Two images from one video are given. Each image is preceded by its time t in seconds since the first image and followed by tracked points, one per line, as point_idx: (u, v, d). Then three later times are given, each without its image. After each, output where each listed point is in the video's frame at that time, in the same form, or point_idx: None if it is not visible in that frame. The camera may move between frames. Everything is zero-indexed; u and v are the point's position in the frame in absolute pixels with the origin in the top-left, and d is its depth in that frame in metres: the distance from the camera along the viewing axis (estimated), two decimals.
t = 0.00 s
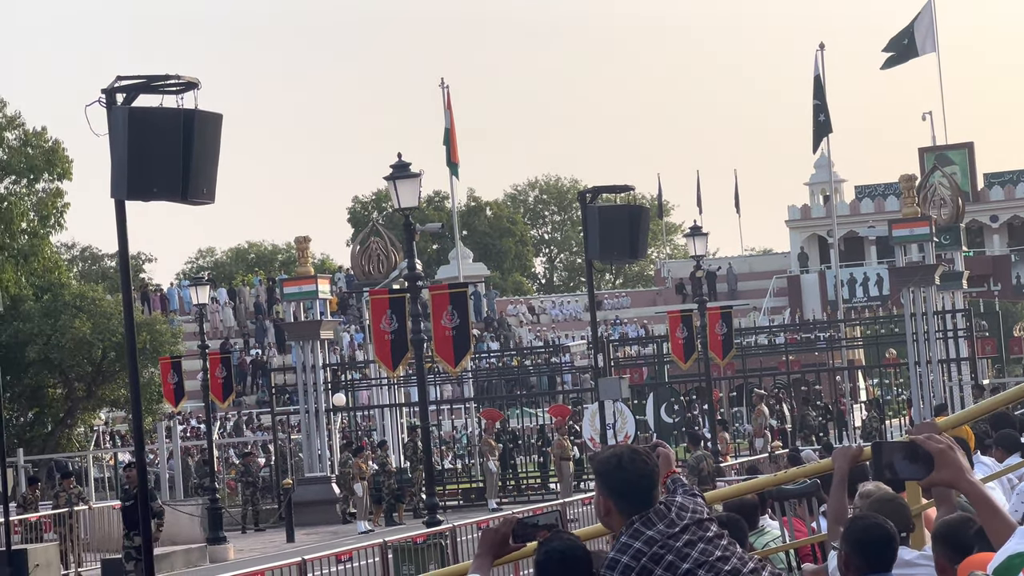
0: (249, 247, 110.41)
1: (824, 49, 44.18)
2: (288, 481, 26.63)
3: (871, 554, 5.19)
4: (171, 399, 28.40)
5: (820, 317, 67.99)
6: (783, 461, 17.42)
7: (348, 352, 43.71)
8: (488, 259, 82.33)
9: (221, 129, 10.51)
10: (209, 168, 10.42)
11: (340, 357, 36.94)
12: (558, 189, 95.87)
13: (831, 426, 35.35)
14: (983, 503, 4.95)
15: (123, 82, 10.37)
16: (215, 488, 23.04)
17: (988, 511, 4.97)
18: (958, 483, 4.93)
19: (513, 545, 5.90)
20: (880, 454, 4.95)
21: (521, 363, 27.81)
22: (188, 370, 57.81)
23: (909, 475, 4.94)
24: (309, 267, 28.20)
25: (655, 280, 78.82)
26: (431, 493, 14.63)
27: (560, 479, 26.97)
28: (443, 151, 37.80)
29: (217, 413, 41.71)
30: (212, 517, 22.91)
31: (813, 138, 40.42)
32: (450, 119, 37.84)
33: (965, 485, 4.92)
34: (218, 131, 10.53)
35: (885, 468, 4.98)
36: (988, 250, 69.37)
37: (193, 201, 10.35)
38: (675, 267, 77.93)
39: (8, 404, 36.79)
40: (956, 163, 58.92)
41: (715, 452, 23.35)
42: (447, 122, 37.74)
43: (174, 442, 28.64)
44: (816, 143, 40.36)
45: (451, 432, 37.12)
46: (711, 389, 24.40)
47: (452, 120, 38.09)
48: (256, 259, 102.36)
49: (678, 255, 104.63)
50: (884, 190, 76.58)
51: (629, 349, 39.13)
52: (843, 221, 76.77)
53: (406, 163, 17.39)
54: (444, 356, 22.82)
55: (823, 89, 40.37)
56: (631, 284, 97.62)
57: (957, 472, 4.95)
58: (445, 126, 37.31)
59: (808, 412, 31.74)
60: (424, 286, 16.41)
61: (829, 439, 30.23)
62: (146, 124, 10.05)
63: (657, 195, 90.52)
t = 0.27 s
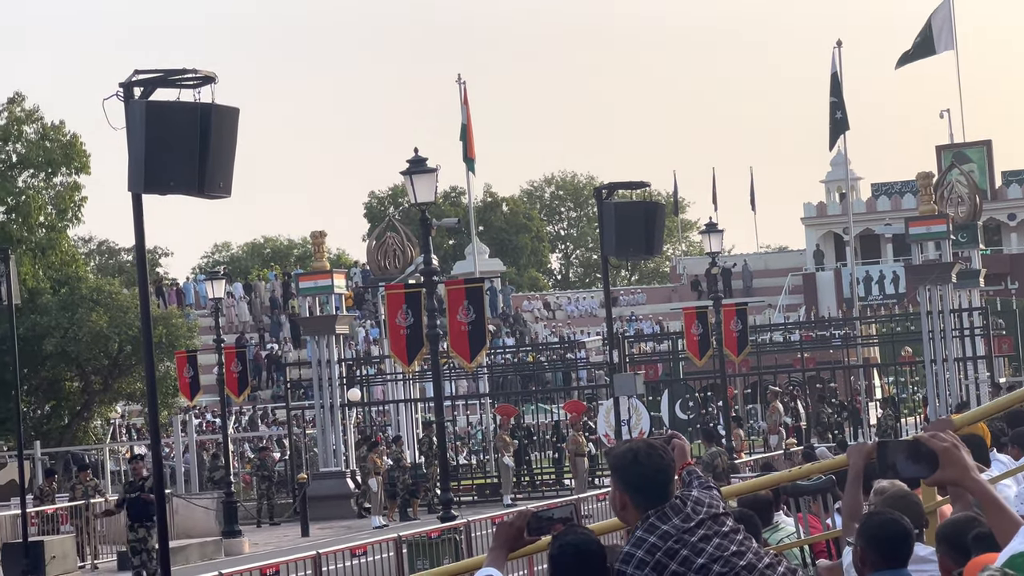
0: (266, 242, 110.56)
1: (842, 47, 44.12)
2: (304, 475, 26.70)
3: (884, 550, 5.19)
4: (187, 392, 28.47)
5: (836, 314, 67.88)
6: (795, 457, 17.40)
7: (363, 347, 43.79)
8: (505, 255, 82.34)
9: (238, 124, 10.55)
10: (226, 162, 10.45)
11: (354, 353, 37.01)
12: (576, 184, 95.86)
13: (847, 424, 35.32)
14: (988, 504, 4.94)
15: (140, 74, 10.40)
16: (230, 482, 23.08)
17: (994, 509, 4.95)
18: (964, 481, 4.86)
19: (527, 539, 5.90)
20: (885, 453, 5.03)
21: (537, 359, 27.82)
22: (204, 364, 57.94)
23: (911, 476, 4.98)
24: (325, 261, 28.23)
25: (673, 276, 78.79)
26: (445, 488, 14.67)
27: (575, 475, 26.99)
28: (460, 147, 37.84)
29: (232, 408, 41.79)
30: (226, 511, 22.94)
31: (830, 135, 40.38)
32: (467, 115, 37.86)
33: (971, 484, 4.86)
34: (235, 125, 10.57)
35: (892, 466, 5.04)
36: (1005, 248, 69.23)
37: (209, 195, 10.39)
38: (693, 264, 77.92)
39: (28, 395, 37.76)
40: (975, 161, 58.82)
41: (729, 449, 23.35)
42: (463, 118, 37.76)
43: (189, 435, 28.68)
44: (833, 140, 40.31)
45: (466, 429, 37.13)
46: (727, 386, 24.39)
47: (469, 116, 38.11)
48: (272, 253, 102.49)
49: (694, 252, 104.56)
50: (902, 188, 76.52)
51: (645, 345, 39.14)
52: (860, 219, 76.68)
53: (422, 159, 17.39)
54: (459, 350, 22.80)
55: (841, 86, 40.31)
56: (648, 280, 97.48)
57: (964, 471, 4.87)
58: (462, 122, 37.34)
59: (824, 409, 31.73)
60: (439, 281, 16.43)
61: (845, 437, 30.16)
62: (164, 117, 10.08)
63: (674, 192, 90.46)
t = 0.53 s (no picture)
0: (286, 233, 110.77)
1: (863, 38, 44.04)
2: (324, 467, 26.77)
3: (904, 541, 5.20)
4: (207, 383, 28.54)
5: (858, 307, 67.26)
6: (816, 450, 17.35)
7: (384, 338, 43.83)
8: (525, 247, 82.39)
9: (258, 114, 10.71)
10: (246, 153, 10.59)
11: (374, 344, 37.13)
12: (596, 176, 95.82)
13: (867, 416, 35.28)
14: (1001, 490, 5.01)
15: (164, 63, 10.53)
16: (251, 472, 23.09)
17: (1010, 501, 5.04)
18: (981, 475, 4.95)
19: (547, 530, 5.89)
20: (900, 450, 4.97)
21: (557, 351, 27.86)
22: (224, 355, 58.09)
23: (931, 470, 4.97)
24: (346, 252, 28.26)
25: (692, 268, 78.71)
26: (465, 480, 14.70)
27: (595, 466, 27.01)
28: (481, 138, 37.86)
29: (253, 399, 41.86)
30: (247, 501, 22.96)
31: (852, 127, 40.33)
32: (488, 107, 37.87)
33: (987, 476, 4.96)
34: (256, 116, 10.72)
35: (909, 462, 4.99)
36: None
37: (231, 185, 10.56)
38: (713, 256, 77.79)
39: (50, 386, 37.93)
40: (996, 153, 58.72)
41: (750, 441, 23.33)
42: (484, 109, 37.78)
43: (210, 426, 28.73)
44: (855, 131, 40.25)
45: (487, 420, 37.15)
46: (747, 378, 24.39)
47: (490, 107, 38.13)
48: (292, 245, 102.63)
49: (715, 244, 104.41)
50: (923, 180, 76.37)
51: (665, 337, 39.15)
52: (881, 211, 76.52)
53: (442, 150, 17.40)
54: (480, 342, 23.01)
55: (862, 78, 40.25)
56: (667, 272, 97.37)
57: (980, 464, 4.97)
58: (483, 113, 37.36)
59: (845, 402, 31.71)
60: (460, 272, 16.46)
61: (865, 430, 30.10)
62: (183, 109, 10.29)
63: (694, 184, 90.37)
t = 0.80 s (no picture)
0: (307, 225, 110.92)
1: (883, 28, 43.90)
2: (344, 458, 26.84)
3: (923, 533, 5.16)
4: (227, 374, 28.60)
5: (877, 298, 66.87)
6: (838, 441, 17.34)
7: (402, 329, 43.87)
8: (544, 238, 82.44)
9: (277, 105, 10.74)
10: (266, 146, 10.66)
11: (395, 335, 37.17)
12: (615, 167, 95.76)
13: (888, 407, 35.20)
14: (1016, 489, 5.17)
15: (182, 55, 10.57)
16: (270, 464, 23.11)
17: None
18: (994, 473, 5.11)
19: (566, 523, 5.86)
20: (916, 447, 5.27)
21: (577, 342, 27.86)
22: (245, 346, 58.22)
23: (947, 466, 5.23)
24: (365, 244, 28.26)
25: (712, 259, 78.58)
26: (486, 471, 14.70)
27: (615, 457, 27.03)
28: (500, 129, 37.86)
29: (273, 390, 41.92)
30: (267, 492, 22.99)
31: (872, 118, 40.25)
32: (507, 98, 37.86)
33: (1001, 476, 5.12)
34: (275, 107, 10.76)
35: (924, 459, 5.29)
36: None
37: (249, 177, 10.60)
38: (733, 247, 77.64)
39: (71, 375, 38.53)
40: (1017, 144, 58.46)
41: (770, 432, 23.31)
42: (503, 100, 37.77)
43: (230, 418, 28.78)
44: (875, 122, 40.17)
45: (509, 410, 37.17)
46: (767, 369, 24.35)
47: (509, 98, 38.12)
48: (313, 236, 102.87)
49: (734, 235, 104.32)
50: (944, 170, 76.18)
51: (685, 328, 39.13)
52: (901, 201, 76.32)
53: (462, 141, 17.40)
54: (499, 333, 23.07)
55: (882, 68, 40.14)
56: (687, 263, 97.19)
57: (994, 463, 5.12)
58: (502, 104, 37.35)
59: (866, 393, 31.66)
60: (480, 262, 16.47)
61: (884, 421, 30.05)
62: (203, 101, 10.31)
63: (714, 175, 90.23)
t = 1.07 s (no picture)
0: (323, 217, 111.04)
1: (900, 17, 43.76)
2: (362, 450, 26.90)
3: (942, 527, 5.27)
4: (244, 366, 28.63)
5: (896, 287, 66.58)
6: (856, 430, 17.34)
7: (419, 320, 43.91)
8: (563, 229, 82.44)
9: (293, 97, 10.75)
10: (283, 137, 10.68)
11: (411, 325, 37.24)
12: (633, 157, 95.68)
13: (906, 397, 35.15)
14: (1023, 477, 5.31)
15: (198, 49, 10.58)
16: (288, 455, 23.15)
17: None
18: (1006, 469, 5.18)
19: (585, 515, 5.83)
20: (932, 443, 5.25)
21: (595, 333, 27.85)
22: (263, 338, 58.33)
23: (964, 463, 5.22)
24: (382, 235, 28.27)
25: (730, 249, 78.49)
26: (502, 462, 14.71)
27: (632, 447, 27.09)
28: (516, 119, 37.85)
29: (289, 381, 41.99)
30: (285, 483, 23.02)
31: (889, 107, 40.18)
32: (524, 88, 37.86)
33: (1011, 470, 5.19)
34: (290, 99, 10.77)
35: (940, 455, 5.26)
36: None
37: (266, 169, 10.63)
38: (750, 237, 77.51)
39: (90, 367, 38.57)
40: None
41: (788, 422, 23.32)
42: (520, 91, 37.76)
43: (247, 410, 28.82)
44: (893, 111, 40.10)
45: (527, 400, 37.18)
46: (785, 360, 24.32)
47: (526, 88, 38.11)
48: (330, 226, 103.00)
49: (751, 225, 104.20)
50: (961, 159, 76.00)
51: (702, 317, 39.11)
52: (919, 191, 76.17)
53: (478, 132, 17.41)
54: (516, 324, 23.06)
55: (899, 57, 40.05)
56: (704, 253, 97.07)
57: (1005, 457, 5.20)
58: (519, 94, 37.34)
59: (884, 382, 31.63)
60: (496, 253, 16.48)
61: (902, 411, 30.00)
62: (219, 94, 10.33)
63: (731, 164, 90.11)
